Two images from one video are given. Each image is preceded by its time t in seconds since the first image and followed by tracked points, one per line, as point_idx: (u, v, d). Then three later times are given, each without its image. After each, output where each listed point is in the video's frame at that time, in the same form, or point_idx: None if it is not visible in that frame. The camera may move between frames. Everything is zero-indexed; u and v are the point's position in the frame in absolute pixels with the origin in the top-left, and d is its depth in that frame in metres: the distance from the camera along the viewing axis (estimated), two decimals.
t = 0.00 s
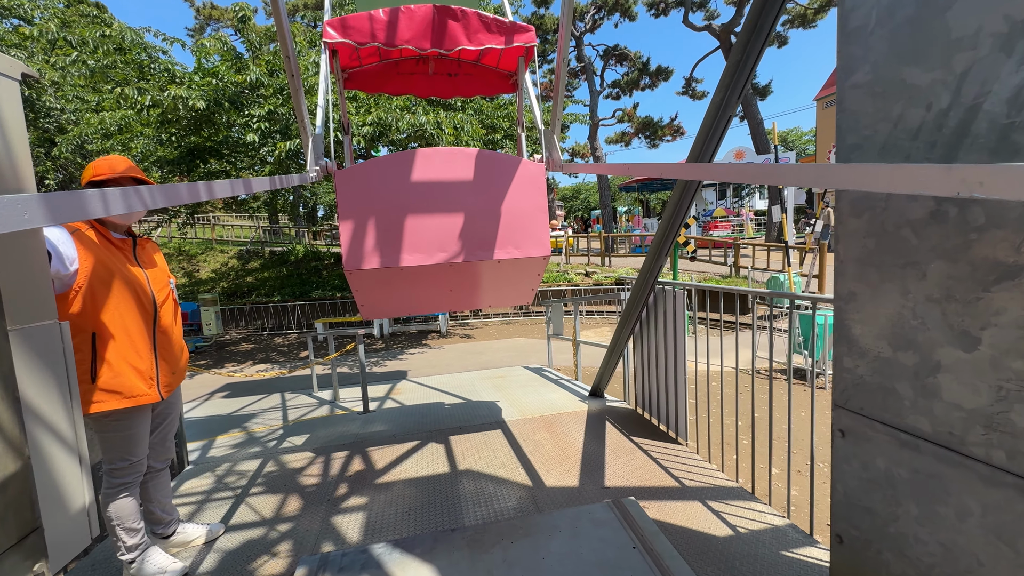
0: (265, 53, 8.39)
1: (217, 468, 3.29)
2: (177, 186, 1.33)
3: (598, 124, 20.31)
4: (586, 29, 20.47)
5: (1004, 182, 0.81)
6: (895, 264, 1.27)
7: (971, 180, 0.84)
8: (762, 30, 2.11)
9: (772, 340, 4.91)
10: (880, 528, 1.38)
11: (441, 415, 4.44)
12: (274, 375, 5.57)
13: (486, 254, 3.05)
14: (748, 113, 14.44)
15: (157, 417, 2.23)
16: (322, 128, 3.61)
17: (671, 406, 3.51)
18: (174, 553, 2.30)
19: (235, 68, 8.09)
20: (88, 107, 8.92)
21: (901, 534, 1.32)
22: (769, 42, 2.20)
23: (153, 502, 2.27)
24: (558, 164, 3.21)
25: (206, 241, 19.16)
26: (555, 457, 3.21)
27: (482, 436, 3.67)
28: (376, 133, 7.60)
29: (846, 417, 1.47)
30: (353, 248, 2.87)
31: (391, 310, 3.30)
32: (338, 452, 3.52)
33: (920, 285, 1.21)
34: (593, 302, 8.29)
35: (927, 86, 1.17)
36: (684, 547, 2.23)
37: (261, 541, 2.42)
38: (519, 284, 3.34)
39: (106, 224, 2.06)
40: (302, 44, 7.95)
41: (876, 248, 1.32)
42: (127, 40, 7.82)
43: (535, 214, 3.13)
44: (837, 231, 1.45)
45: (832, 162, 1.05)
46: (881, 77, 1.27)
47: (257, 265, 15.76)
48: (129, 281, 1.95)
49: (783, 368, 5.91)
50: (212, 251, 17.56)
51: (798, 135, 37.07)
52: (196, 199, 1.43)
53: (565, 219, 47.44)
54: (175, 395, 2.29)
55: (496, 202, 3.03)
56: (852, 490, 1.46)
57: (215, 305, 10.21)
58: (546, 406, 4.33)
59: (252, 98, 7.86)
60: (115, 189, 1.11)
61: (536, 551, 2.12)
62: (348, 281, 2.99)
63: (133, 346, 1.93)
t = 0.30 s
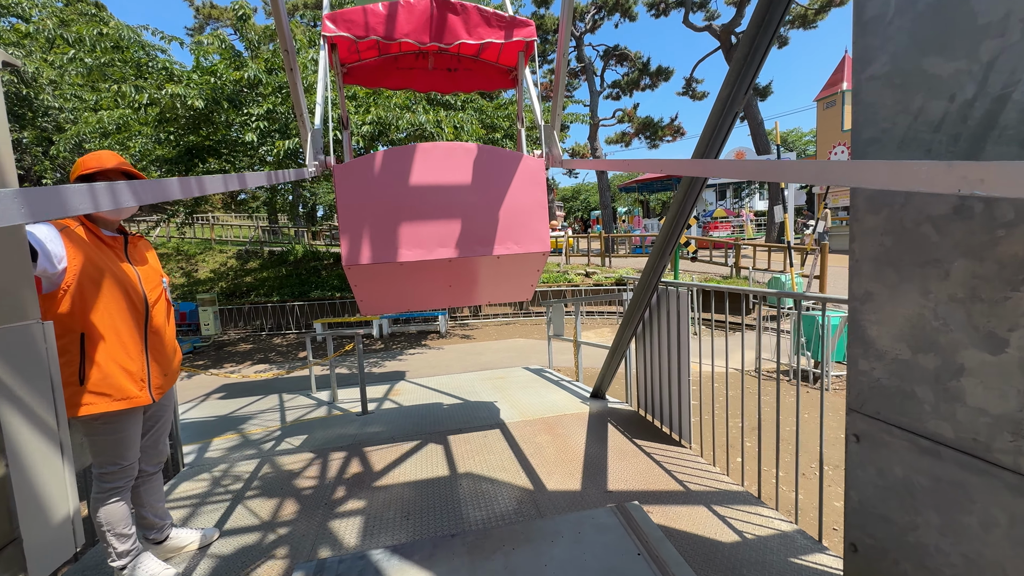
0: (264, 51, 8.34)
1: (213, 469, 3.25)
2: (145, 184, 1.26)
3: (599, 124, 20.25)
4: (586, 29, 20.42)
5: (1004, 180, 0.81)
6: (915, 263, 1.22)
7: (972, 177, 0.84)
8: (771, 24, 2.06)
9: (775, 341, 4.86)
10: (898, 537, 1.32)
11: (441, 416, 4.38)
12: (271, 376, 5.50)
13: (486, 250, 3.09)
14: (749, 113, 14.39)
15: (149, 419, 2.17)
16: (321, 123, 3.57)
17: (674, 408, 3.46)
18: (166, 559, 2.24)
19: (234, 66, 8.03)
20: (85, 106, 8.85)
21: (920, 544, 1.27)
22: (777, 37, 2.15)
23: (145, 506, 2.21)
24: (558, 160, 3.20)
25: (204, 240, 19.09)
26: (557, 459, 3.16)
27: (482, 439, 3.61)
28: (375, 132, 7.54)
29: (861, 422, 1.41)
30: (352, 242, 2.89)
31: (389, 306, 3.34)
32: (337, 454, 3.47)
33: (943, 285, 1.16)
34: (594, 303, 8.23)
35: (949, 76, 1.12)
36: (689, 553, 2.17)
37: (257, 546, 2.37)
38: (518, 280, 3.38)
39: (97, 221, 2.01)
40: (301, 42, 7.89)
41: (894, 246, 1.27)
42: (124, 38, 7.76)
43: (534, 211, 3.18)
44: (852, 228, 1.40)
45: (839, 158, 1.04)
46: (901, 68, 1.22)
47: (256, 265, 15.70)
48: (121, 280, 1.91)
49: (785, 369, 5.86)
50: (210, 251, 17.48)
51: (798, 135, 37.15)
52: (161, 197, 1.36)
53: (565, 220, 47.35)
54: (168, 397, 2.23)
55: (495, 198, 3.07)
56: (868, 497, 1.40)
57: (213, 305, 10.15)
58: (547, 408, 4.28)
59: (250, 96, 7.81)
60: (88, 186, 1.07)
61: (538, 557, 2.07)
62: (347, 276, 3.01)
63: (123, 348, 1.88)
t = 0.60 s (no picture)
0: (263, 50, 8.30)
1: (210, 471, 3.22)
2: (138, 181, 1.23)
3: (599, 124, 20.22)
4: (585, 29, 20.39)
5: (1003, 180, 0.82)
6: (928, 263, 1.19)
7: (971, 176, 0.85)
8: (776, 19, 2.02)
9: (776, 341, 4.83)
10: (909, 543, 1.30)
11: (440, 417, 4.35)
12: (269, 377, 5.47)
13: (486, 247, 3.16)
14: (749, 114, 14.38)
15: (142, 422, 2.13)
16: (320, 120, 3.54)
17: (676, 408, 3.44)
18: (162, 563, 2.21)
19: (232, 65, 7.98)
20: (83, 105, 8.81)
21: (932, 551, 1.24)
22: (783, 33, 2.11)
23: (139, 509, 2.17)
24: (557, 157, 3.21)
25: (203, 240, 19.03)
26: (558, 461, 3.13)
27: (481, 439, 3.58)
28: (374, 131, 7.50)
29: (870, 425, 1.39)
30: (352, 238, 2.96)
31: (388, 303, 3.43)
32: (335, 455, 3.44)
33: (957, 285, 1.13)
34: (594, 303, 8.20)
35: (964, 70, 1.09)
36: (692, 557, 2.14)
37: (255, 550, 2.33)
38: (517, 277, 3.46)
39: (91, 219, 1.98)
40: (301, 40, 7.85)
41: (906, 245, 1.24)
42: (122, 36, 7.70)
43: (534, 208, 3.25)
44: (862, 228, 1.37)
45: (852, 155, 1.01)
46: (913, 62, 1.19)
47: (255, 264, 15.65)
48: (114, 279, 1.87)
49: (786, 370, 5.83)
50: (209, 250, 17.43)
51: (797, 136, 37.24)
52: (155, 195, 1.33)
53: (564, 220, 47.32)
54: (162, 399, 2.19)
55: (495, 195, 3.14)
56: (877, 502, 1.38)
57: (212, 305, 10.11)
58: (547, 408, 4.25)
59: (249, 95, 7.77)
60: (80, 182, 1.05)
61: (540, 562, 2.03)
62: (347, 272, 3.09)
63: (117, 348, 1.85)
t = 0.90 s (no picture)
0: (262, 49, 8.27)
1: (205, 471, 3.19)
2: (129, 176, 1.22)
3: (599, 124, 20.19)
4: (585, 28, 20.36)
5: (998, 176, 0.84)
6: (938, 260, 1.17)
7: (969, 174, 0.86)
8: (780, 13, 1.98)
9: (777, 340, 4.80)
10: (917, 546, 1.27)
11: (439, 416, 4.32)
12: (267, 377, 5.44)
13: (484, 243, 3.13)
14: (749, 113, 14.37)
15: (137, 422, 2.10)
16: (318, 116, 3.52)
17: (677, 409, 3.41)
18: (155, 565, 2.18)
19: (231, 63, 7.94)
20: (81, 103, 8.76)
21: (939, 555, 1.22)
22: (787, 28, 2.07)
23: (133, 510, 2.14)
24: (555, 153, 3.19)
25: (201, 239, 18.97)
26: (557, 461, 3.10)
27: (480, 439, 3.56)
28: (373, 130, 7.46)
29: (876, 426, 1.36)
30: (349, 234, 2.94)
31: (386, 300, 3.41)
32: (333, 454, 3.41)
33: (967, 283, 1.11)
34: (593, 303, 8.18)
35: (976, 63, 1.07)
36: (693, 558, 2.12)
37: (251, 551, 2.31)
38: (516, 274, 3.43)
39: (83, 216, 1.94)
40: (299, 38, 7.81)
41: (914, 242, 1.22)
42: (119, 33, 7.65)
43: (533, 204, 3.22)
44: (868, 224, 1.35)
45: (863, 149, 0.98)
46: (923, 55, 1.16)
47: (254, 264, 15.61)
48: (107, 278, 1.85)
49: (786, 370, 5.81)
50: (207, 250, 17.38)
51: (797, 136, 37.31)
52: (147, 191, 1.32)
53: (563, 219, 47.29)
54: (157, 398, 2.16)
55: (493, 191, 3.12)
56: (883, 504, 1.35)
57: (210, 304, 10.08)
58: (546, 408, 4.23)
59: (247, 94, 7.73)
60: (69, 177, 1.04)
61: (540, 564, 2.01)
62: (345, 268, 3.07)
63: (110, 347, 1.82)
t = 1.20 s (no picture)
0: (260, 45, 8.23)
1: (199, 472, 3.14)
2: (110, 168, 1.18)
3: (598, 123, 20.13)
4: (585, 27, 20.32)
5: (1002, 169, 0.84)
6: (953, 256, 1.13)
7: (970, 167, 0.87)
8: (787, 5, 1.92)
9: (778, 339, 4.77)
10: (929, 550, 1.24)
11: (438, 415, 4.29)
12: (265, 375, 5.40)
13: (484, 236, 3.09)
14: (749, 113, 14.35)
15: (128, 422, 2.06)
16: (317, 109, 3.49)
17: (678, 408, 3.38)
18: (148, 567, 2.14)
19: (228, 59, 7.88)
20: (77, 100, 8.70)
21: (953, 558, 1.18)
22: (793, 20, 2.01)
23: (125, 512, 2.10)
24: (555, 148, 3.15)
25: (199, 237, 18.89)
26: (558, 461, 3.07)
27: (479, 439, 3.52)
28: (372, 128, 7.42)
29: (887, 426, 1.33)
30: (347, 228, 2.91)
31: (385, 295, 3.38)
32: (330, 453, 3.37)
33: (984, 279, 1.08)
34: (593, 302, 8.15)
35: (995, 51, 1.03)
36: (697, 560, 2.08)
37: (247, 553, 2.27)
38: (515, 269, 3.39)
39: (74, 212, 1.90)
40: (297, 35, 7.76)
41: (927, 237, 1.19)
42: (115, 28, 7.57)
43: (533, 197, 3.17)
44: (880, 219, 1.31)
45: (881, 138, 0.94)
46: (939, 43, 1.13)
47: (252, 262, 15.56)
48: (99, 274, 1.80)
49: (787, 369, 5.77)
50: (205, 248, 17.32)
51: (796, 135, 37.33)
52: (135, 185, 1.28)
53: (562, 218, 47.28)
54: (148, 398, 2.13)
55: (492, 186, 3.08)
56: (894, 507, 1.32)
57: (207, 302, 10.03)
58: (546, 407, 4.19)
59: (245, 91, 7.68)
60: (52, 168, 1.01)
61: (540, 566, 1.97)
62: (342, 262, 3.03)
63: (101, 345, 1.78)
